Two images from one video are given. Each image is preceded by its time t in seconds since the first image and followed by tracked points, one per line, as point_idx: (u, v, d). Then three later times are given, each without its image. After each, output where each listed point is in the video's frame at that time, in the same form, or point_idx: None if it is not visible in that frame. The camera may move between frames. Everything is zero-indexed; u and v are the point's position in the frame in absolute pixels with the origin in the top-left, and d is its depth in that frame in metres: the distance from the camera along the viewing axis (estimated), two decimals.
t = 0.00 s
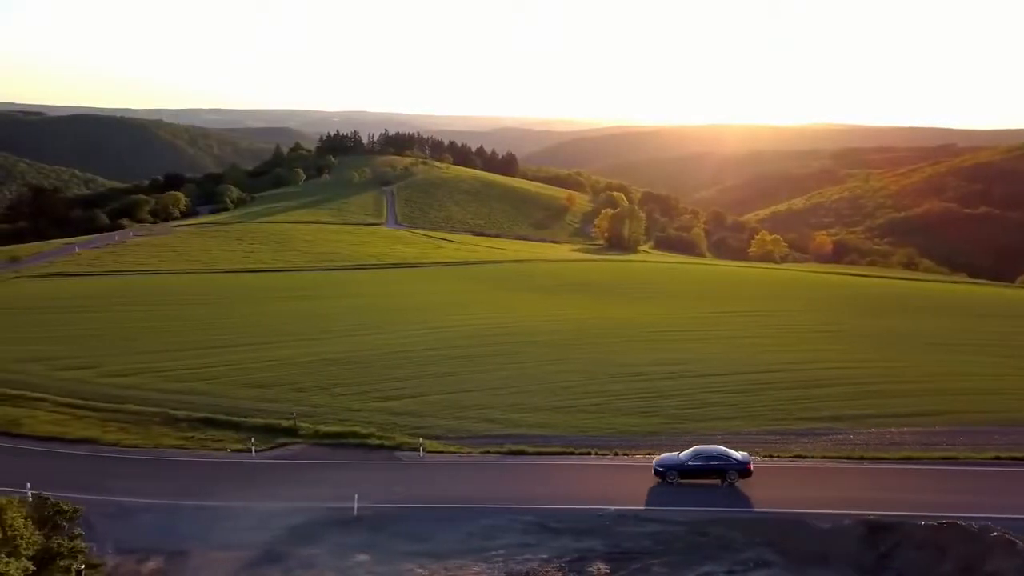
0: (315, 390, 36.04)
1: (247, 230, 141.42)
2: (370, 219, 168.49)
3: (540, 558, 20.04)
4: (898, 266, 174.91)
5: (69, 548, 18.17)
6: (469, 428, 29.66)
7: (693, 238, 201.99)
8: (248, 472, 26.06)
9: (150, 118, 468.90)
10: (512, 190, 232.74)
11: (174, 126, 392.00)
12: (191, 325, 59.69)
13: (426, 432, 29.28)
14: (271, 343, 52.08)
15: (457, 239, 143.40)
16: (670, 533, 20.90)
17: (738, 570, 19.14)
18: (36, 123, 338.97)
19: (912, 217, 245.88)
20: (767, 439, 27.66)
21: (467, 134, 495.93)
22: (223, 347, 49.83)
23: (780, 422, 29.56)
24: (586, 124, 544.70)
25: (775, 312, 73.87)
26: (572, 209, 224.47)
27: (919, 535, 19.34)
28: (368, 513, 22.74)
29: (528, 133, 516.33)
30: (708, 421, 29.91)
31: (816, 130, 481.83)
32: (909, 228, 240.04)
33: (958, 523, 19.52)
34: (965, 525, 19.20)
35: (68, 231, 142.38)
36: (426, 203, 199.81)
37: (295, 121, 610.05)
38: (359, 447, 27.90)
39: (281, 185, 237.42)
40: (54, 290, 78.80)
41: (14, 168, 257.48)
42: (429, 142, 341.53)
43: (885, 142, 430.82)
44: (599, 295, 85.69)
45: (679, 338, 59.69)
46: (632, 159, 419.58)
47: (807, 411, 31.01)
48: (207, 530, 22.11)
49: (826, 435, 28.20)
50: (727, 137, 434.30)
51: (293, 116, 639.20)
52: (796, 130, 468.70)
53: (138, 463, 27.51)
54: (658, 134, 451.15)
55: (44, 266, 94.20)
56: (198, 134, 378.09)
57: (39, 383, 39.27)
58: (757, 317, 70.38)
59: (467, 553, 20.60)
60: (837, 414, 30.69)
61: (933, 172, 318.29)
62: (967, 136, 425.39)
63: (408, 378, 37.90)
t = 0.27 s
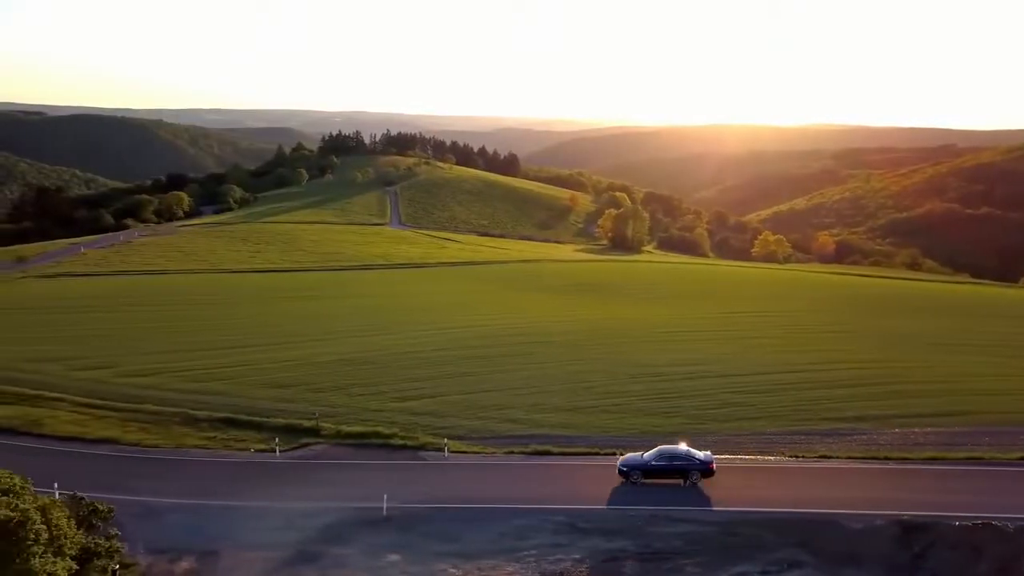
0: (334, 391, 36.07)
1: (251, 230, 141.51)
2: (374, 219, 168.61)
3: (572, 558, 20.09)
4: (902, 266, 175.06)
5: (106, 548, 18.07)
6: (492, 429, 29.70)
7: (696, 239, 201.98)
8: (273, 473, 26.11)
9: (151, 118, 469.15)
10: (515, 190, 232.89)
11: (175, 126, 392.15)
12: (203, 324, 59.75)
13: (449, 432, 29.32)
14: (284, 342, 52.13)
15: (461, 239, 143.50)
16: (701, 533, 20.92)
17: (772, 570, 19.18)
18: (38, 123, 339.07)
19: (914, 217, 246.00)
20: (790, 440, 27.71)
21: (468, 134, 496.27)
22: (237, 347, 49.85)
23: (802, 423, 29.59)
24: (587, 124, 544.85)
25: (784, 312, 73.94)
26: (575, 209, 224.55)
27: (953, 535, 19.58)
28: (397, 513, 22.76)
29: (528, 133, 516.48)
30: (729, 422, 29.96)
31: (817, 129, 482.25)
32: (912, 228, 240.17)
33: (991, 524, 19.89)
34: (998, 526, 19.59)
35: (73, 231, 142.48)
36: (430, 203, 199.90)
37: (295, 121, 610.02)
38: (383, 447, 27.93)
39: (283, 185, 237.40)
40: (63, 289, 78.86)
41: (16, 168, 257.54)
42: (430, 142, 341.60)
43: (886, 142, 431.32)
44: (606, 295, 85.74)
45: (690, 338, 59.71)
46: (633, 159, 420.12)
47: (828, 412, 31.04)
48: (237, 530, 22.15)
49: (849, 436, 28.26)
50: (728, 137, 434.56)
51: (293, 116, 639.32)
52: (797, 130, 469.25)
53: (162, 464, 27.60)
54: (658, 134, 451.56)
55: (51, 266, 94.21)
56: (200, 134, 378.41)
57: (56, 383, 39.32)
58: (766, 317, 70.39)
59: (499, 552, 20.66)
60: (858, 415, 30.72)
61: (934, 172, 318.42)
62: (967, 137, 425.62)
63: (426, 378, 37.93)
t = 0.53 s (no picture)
0: (357, 390, 36.09)
1: (257, 230, 141.55)
2: (379, 220, 168.64)
3: (613, 557, 20.10)
4: (906, 266, 175.19)
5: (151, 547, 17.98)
6: (520, 429, 29.73)
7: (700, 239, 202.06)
8: (305, 473, 26.12)
9: (151, 118, 469.06)
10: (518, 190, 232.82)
11: (177, 126, 392.15)
12: (218, 324, 59.77)
13: (478, 433, 29.36)
14: (301, 342, 52.16)
15: (466, 239, 143.52)
16: (741, 533, 20.96)
17: (816, 570, 19.22)
18: (39, 123, 338.83)
19: (917, 217, 246.03)
20: (820, 440, 27.74)
21: (468, 135, 496.40)
22: (254, 345, 49.87)
23: (830, 423, 29.62)
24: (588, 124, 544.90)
25: (796, 313, 73.96)
26: (578, 209, 224.55)
27: (1000, 536, 19.71)
28: (433, 513, 22.77)
29: (530, 133, 516.39)
30: (757, 422, 29.97)
31: (817, 129, 482.62)
32: (914, 228, 240.19)
33: None
34: None
35: (78, 231, 142.33)
36: (433, 203, 199.79)
37: (295, 121, 609.71)
38: (413, 447, 27.97)
39: (287, 185, 237.27)
40: (73, 289, 78.81)
41: (19, 169, 257.40)
42: (433, 142, 341.61)
43: (886, 142, 431.57)
44: (617, 295, 85.76)
45: (704, 338, 59.74)
46: (634, 159, 420.25)
47: (854, 412, 31.06)
48: (275, 530, 22.15)
49: (878, 436, 28.30)
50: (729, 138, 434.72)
51: (293, 117, 639.08)
52: (798, 130, 469.57)
53: (192, 464, 27.63)
54: (660, 134, 451.72)
55: (60, 266, 94.16)
56: (201, 134, 378.35)
57: (77, 384, 39.36)
58: (778, 317, 70.39)
59: (539, 552, 20.67)
60: (885, 415, 30.74)
61: (936, 173, 318.44)
62: (968, 137, 425.90)
63: (448, 377, 37.97)
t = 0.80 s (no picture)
0: (381, 391, 36.09)
1: (263, 230, 141.58)
2: (384, 220, 168.77)
3: (658, 559, 20.12)
4: (910, 266, 175.44)
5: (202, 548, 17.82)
6: (549, 429, 29.74)
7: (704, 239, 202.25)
8: (339, 474, 26.14)
9: (152, 117, 468.73)
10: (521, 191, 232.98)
11: (178, 126, 392.06)
12: (233, 324, 59.84)
13: (508, 433, 29.39)
14: (319, 341, 52.21)
15: (472, 239, 143.53)
16: (783, 534, 20.98)
17: (863, 571, 19.23)
18: (41, 123, 338.78)
19: (920, 217, 246.31)
20: (852, 440, 27.76)
21: (469, 135, 496.33)
22: (273, 345, 49.91)
23: (861, 424, 29.67)
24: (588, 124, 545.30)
25: (808, 313, 74.04)
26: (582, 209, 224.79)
27: None
28: (472, 514, 22.74)
29: (530, 133, 516.77)
30: (787, 422, 30.03)
31: (818, 130, 482.84)
32: (917, 228, 240.43)
33: None
34: None
35: (84, 231, 142.29)
36: (438, 204, 199.79)
37: (296, 121, 609.68)
38: (444, 447, 28.03)
39: (291, 185, 237.14)
40: (86, 290, 78.82)
41: (22, 169, 257.23)
42: (435, 142, 341.42)
43: (887, 142, 431.84)
44: (627, 295, 85.77)
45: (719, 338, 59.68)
46: (636, 159, 420.28)
47: (883, 413, 31.16)
48: (316, 530, 22.15)
49: (909, 436, 28.37)
50: (730, 138, 434.75)
51: (293, 117, 638.61)
52: (799, 131, 469.69)
53: (224, 464, 27.64)
54: (661, 133, 451.55)
55: (70, 266, 94.24)
56: (202, 134, 378.20)
57: (99, 383, 39.36)
58: (791, 318, 70.39)
59: (582, 553, 20.68)
60: (913, 416, 30.82)
61: (937, 173, 318.80)
62: (968, 138, 426.59)
63: (472, 377, 38.00)
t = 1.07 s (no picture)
0: (404, 391, 36.11)
1: (269, 231, 141.55)
2: (389, 220, 168.94)
3: (699, 559, 20.13)
4: (914, 267, 175.54)
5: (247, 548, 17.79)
6: (577, 429, 29.77)
7: (708, 240, 202.34)
8: (371, 474, 26.13)
9: (153, 118, 468.75)
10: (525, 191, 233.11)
11: (179, 127, 392.11)
12: (247, 325, 59.92)
13: (535, 433, 29.41)
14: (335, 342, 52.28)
15: (477, 239, 143.51)
16: (822, 535, 20.98)
17: (904, 572, 19.26)
18: (43, 123, 338.85)
19: (923, 218, 246.37)
20: (881, 441, 27.77)
21: (469, 135, 496.49)
22: (290, 345, 50.01)
23: (888, 425, 29.68)
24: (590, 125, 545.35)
25: (819, 313, 74.03)
26: (586, 210, 224.85)
27: None
28: (508, 514, 22.77)
29: (532, 134, 516.96)
30: (814, 423, 30.03)
31: (819, 130, 483.25)
32: (920, 228, 240.47)
33: None
34: None
35: (91, 231, 142.44)
36: (442, 204, 199.90)
37: (297, 121, 609.63)
38: (473, 447, 28.05)
39: (294, 186, 237.02)
40: (97, 290, 78.88)
41: (25, 169, 257.00)
42: (437, 143, 341.24)
43: (888, 142, 432.25)
44: (636, 295, 85.76)
45: (732, 338, 59.67)
46: (637, 160, 420.33)
47: (909, 414, 31.14)
48: (353, 531, 22.21)
49: (939, 437, 28.33)
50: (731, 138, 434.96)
51: (293, 117, 638.67)
52: (799, 131, 470.01)
53: (254, 465, 27.68)
54: (661, 133, 451.63)
55: (79, 266, 94.31)
56: (203, 134, 378.20)
57: (121, 384, 39.47)
58: (803, 318, 70.42)
59: (621, 554, 20.69)
60: (939, 417, 30.82)
61: (940, 173, 318.94)
62: (970, 138, 426.56)
63: (495, 378, 38.05)
